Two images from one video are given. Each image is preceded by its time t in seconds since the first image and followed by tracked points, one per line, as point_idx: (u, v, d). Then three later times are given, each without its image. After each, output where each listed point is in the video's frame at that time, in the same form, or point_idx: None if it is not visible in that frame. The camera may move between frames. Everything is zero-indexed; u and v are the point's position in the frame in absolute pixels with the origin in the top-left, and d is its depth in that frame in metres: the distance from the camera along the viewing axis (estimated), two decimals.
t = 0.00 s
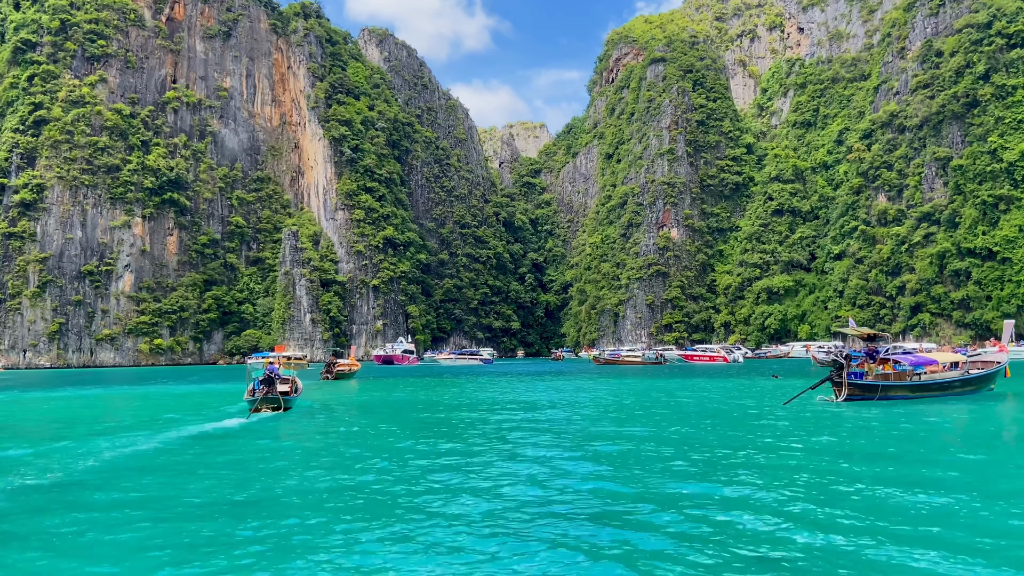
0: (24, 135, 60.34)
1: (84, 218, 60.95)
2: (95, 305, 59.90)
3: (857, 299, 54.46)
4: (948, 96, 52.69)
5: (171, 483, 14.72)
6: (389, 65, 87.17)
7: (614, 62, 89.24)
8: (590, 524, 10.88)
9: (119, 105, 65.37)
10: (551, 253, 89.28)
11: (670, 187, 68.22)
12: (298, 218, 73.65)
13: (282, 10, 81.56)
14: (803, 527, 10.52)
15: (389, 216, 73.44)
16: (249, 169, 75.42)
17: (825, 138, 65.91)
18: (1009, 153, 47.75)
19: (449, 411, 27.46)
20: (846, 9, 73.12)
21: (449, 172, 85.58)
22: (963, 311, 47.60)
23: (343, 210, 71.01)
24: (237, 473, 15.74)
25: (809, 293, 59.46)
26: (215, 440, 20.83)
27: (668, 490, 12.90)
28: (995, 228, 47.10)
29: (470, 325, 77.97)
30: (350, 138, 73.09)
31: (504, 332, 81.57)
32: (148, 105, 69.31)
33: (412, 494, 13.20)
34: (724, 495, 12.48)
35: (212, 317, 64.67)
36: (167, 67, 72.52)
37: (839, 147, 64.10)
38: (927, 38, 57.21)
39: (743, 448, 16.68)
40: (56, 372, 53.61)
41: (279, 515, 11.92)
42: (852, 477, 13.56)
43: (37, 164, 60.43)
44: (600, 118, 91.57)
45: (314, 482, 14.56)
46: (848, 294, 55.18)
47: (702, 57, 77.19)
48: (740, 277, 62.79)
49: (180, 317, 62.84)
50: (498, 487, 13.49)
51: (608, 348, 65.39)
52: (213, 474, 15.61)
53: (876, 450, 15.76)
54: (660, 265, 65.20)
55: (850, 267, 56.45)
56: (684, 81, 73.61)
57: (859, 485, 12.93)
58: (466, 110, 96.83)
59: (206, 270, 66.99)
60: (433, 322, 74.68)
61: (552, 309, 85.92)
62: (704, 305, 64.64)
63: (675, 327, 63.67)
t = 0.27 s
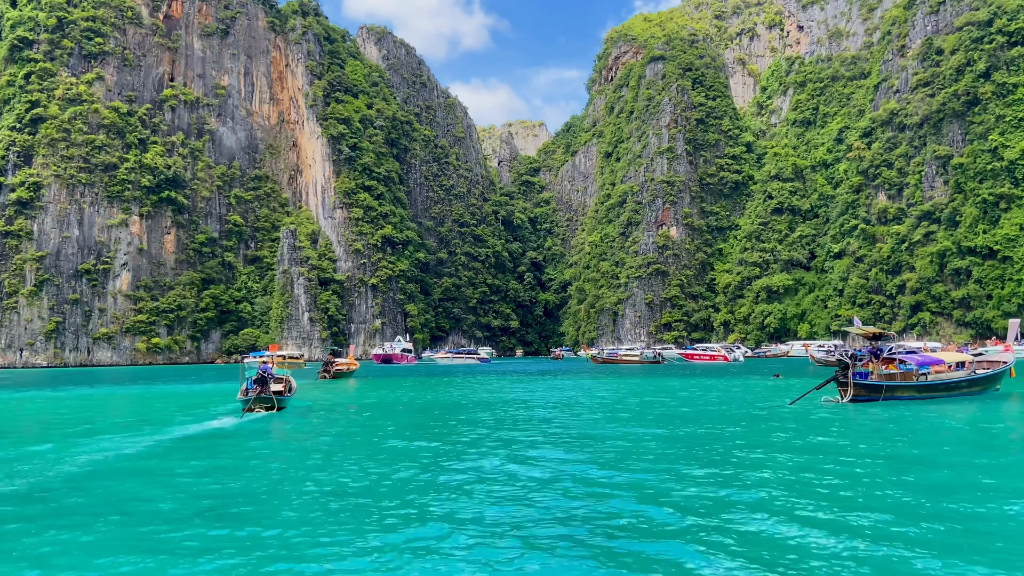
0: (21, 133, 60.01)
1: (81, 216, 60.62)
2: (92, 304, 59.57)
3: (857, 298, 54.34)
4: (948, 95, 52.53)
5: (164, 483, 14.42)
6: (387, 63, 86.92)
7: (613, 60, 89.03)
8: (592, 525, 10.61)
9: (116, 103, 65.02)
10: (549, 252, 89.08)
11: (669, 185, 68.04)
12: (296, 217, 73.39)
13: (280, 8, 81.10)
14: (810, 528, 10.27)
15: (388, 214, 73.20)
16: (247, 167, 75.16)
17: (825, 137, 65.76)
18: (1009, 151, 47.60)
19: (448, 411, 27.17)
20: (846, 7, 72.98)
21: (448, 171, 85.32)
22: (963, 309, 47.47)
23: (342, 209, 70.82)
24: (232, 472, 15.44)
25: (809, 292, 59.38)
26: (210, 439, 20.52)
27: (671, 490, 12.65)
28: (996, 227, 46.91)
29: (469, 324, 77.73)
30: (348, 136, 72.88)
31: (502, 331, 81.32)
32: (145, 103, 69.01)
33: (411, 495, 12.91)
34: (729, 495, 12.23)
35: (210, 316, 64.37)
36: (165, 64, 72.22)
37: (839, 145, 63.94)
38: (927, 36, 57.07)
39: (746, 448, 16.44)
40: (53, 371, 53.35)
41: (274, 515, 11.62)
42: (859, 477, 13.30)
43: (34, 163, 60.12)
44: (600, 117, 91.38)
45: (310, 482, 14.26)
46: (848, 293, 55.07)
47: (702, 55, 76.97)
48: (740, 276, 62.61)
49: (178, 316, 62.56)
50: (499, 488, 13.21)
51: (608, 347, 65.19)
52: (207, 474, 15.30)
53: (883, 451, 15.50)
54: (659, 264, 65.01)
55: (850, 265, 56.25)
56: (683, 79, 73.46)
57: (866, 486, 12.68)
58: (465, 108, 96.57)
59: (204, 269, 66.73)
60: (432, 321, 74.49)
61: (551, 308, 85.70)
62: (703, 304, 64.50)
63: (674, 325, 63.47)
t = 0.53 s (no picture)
0: (17, 132, 59.77)
1: (78, 215, 60.33)
2: (89, 303, 59.28)
3: (857, 297, 54.21)
4: (949, 93, 52.29)
5: (159, 484, 14.12)
6: (386, 62, 86.64)
7: (613, 59, 88.79)
8: (596, 529, 10.34)
9: (114, 101, 64.74)
10: (549, 251, 88.83)
11: (669, 184, 67.84)
12: (294, 216, 73.10)
13: (278, 6, 80.67)
14: (818, 532, 10.02)
15: (386, 213, 72.90)
16: (245, 166, 74.93)
17: (825, 135, 65.57)
18: (1010, 149, 47.34)
19: (447, 411, 26.88)
20: (846, 5, 72.75)
21: (447, 170, 85.03)
22: (964, 309, 47.27)
23: (340, 208, 70.55)
24: (227, 474, 15.14)
25: (809, 291, 59.29)
26: (206, 439, 20.24)
27: (676, 493, 12.38)
28: (997, 225, 46.61)
29: (468, 323, 77.51)
30: (346, 135, 72.59)
31: (501, 331, 81.05)
32: (143, 101, 68.76)
33: (411, 497, 12.64)
34: (734, 498, 11.97)
35: (208, 315, 64.12)
36: (162, 63, 71.97)
37: (839, 144, 63.70)
38: (928, 35, 56.84)
39: (751, 449, 16.18)
40: (50, 370, 53.21)
41: (271, 518, 11.34)
42: (866, 479, 13.06)
43: (30, 161, 59.88)
44: (599, 115, 91.18)
45: (308, 484, 13.98)
46: (848, 292, 54.93)
47: (702, 54, 76.71)
48: (739, 275, 62.44)
49: (176, 315, 62.34)
50: (500, 490, 12.93)
51: (607, 346, 64.98)
52: (202, 475, 15.01)
53: (889, 452, 15.26)
54: (659, 263, 64.80)
55: (851, 264, 56.08)
56: (683, 78, 73.28)
57: (873, 488, 12.43)
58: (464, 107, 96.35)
59: (202, 268, 66.50)
60: (431, 321, 74.31)
61: (551, 307, 85.44)
62: (703, 303, 64.30)
63: (673, 324, 63.26)
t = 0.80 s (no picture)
0: (15, 130, 59.48)
1: (76, 214, 60.01)
2: (87, 302, 58.93)
3: (858, 297, 54.09)
4: (950, 91, 52.09)
5: (156, 487, 13.90)
6: (385, 60, 86.32)
7: (612, 57, 88.59)
8: (602, 531, 10.12)
9: (111, 100, 64.40)
10: (548, 250, 88.65)
11: (669, 183, 67.63)
12: (292, 215, 72.84)
13: (277, 4, 80.09)
14: (827, 534, 9.81)
15: (385, 212, 72.66)
16: (243, 165, 74.71)
17: (825, 134, 65.40)
18: (1011, 148, 47.14)
19: (447, 411, 26.69)
20: (846, 4, 72.60)
21: (446, 169, 84.79)
22: (965, 308, 47.16)
23: (339, 207, 70.28)
24: (226, 476, 14.92)
25: (809, 290, 59.20)
26: (204, 440, 20.03)
27: (681, 494, 12.16)
28: (998, 224, 46.38)
29: (467, 322, 77.31)
30: (345, 134, 72.35)
31: (501, 330, 80.80)
32: (141, 100, 68.47)
33: (413, 499, 12.42)
34: (741, 499, 11.75)
35: (206, 315, 63.85)
36: (160, 61, 71.69)
37: (839, 143, 63.54)
38: (928, 33, 56.69)
39: (756, 450, 15.97)
40: (47, 370, 52.91)
41: (270, 522, 11.11)
42: (873, 480, 12.85)
43: (27, 160, 59.59)
44: (598, 114, 91.02)
45: (308, 486, 13.75)
46: (848, 291, 54.81)
47: (702, 52, 76.50)
48: (739, 274, 62.27)
49: (174, 314, 62.05)
50: (504, 492, 12.72)
51: (606, 346, 64.78)
52: (200, 477, 14.79)
53: (897, 453, 15.04)
54: (658, 262, 64.58)
55: (850, 264, 55.93)
56: (682, 77, 73.10)
57: (881, 489, 12.21)
58: (462, 106, 96.15)
59: (200, 267, 66.26)
60: (430, 320, 74.13)
61: (550, 307, 85.25)
62: (702, 302, 64.08)
63: (673, 324, 63.07)
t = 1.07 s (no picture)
0: (11, 129, 59.19)
1: (73, 213, 59.74)
2: (84, 301, 58.66)
3: (858, 296, 53.86)
4: (951, 89, 51.84)
5: (150, 489, 13.59)
6: (384, 59, 85.97)
7: (611, 56, 88.32)
8: (608, 535, 9.82)
9: (109, 98, 64.09)
10: (547, 249, 88.37)
11: (668, 181, 67.37)
12: (291, 214, 72.52)
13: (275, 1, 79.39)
14: (841, 539, 9.49)
15: (384, 211, 72.38)
16: (241, 163, 74.43)
17: (826, 133, 65.12)
18: (1013, 146, 46.84)
19: (447, 411, 26.38)
20: (846, 2, 72.35)
21: (445, 168, 84.50)
22: (966, 307, 46.93)
23: (337, 205, 69.95)
24: (221, 477, 14.61)
25: (810, 289, 58.96)
26: (200, 440, 19.72)
27: (688, 497, 11.86)
28: (1000, 223, 46.09)
29: (466, 322, 77.05)
30: (343, 132, 72.03)
31: (500, 329, 80.50)
32: (138, 98, 68.15)
33: (414, 501, 12.13)
34: (750, 502, 11.44)
35: (204, 314, 63.63)
36: (158, 59, 71.39)
37: (840, 141, 63.27)
38: (930, 31, 56.44)
39: (763, 451, 15.66)
40: (44, 370, 52.67)
41: (267, 526, 10.81)
42: (885, 482, 12.54)
43: (24, 158, 59.31)
44: (598, 113, 90.75)
45: (306, 488, 13.45)
46: (848, 290, 54.59)
47: (702, 50, 76.15)
48: (739, 274, 62.02)
49: (172, 314, 61.73)
50: (507, 494, 12.42)
51: (606, 346, 64.53)
52: (196, 478, 14.47)
53: (907, 454, 14.74)
54: (658, 262, 64.35)
55: (851, 263, 55.73)
56: (682, 75, 72.81)
57: (879, 489, 12.11)
58: (462, 105, 95.88)
59: (198, 266, 66.00)
60: (429, 320, 73.86)
61: (549, 306, 85.02)
62: (703, 302, 63.78)
63: (673, 323, 62.79)
